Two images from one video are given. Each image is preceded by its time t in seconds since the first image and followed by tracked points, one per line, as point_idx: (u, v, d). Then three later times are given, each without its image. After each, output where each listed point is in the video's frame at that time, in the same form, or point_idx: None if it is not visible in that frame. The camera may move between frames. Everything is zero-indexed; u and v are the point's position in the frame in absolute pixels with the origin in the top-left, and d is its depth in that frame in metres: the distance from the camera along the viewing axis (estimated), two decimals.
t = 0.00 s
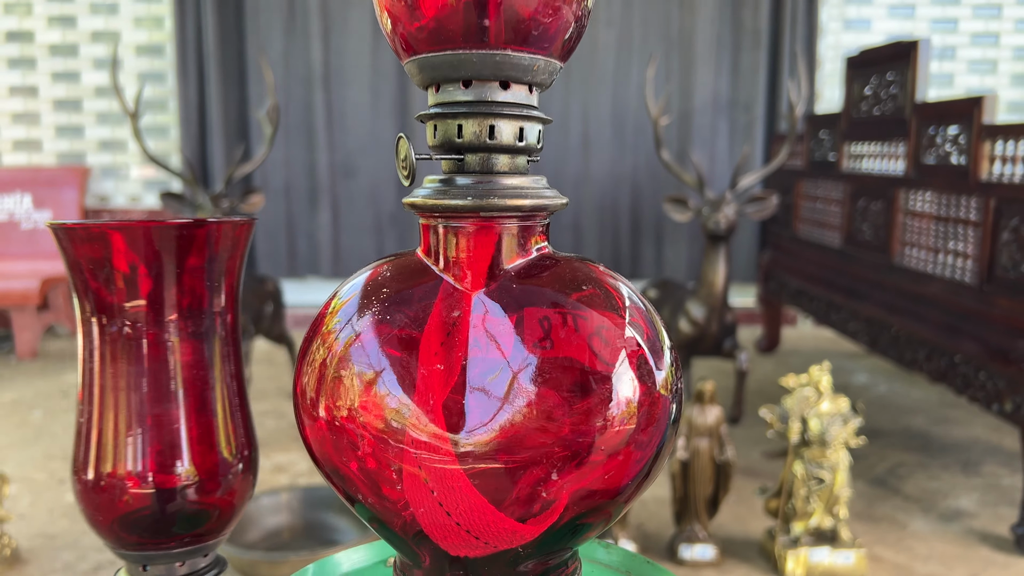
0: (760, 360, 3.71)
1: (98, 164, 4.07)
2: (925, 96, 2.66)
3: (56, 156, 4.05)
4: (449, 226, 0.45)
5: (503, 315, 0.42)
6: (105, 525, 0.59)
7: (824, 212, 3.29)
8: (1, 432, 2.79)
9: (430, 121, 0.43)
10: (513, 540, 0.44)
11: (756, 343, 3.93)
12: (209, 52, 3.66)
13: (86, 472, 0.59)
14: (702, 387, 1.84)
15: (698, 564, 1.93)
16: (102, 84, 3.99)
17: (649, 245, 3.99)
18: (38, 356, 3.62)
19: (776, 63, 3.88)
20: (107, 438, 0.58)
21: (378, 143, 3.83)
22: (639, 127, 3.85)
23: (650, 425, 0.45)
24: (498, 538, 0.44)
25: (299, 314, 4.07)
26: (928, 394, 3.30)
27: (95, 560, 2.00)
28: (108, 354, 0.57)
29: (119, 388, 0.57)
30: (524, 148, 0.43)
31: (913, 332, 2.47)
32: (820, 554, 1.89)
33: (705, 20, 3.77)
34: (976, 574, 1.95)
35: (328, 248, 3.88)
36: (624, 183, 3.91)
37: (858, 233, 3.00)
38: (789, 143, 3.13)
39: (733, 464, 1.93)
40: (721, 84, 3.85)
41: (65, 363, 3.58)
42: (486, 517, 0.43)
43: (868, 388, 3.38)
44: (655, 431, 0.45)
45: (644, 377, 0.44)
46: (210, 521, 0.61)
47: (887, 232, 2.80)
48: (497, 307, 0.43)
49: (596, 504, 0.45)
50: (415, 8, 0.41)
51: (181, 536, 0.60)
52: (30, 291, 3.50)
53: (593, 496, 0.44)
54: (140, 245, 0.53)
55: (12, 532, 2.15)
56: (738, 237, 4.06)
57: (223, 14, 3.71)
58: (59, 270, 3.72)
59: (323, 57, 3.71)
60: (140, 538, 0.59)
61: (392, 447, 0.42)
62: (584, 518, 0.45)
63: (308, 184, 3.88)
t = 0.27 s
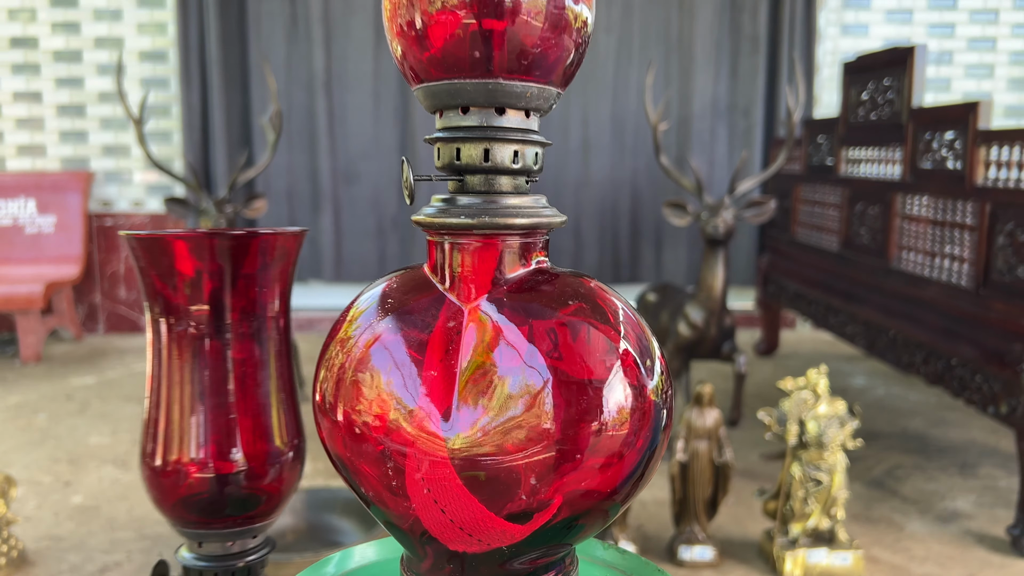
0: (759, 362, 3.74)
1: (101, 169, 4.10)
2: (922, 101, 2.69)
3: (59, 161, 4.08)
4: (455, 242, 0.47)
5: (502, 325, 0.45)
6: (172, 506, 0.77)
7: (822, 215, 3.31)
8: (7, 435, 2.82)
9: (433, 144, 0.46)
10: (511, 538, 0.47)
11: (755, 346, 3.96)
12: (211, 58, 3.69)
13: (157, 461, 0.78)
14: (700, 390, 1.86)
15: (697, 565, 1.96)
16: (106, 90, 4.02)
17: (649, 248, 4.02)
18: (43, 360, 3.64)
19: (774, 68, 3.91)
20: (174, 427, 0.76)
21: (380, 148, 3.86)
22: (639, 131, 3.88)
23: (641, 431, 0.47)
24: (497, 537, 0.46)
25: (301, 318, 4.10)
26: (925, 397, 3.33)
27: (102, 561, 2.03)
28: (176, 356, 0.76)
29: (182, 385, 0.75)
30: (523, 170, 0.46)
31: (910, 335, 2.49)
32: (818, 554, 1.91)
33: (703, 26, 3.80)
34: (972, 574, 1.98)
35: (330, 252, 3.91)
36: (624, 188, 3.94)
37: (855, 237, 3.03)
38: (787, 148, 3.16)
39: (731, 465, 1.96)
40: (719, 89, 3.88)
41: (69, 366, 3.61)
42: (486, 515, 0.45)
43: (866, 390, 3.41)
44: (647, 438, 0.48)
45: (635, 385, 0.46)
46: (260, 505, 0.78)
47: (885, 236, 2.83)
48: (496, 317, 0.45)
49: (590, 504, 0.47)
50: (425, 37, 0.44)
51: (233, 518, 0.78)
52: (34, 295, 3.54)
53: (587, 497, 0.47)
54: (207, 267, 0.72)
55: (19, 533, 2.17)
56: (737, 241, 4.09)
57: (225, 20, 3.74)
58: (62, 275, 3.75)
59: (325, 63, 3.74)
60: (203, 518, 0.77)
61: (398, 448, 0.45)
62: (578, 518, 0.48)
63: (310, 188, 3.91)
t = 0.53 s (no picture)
0: (759, 365, 3.77)
1: (107, 173, 4.13)
2: (919, 107, 2.72)
3: (66, 166, 4.11)
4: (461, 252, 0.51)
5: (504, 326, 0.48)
6: (242, 483, 0.91)
7: (822, 219, 3.34)
8: (15, 437, 2.86)
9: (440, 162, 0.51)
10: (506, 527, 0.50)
11: (755, 348, 3.99)
12: (216, 64, 3.73)
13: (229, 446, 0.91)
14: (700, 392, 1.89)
15: (697, 565, 1.99)
16: (112, 95, 4.05)
17: (650, 252, 4.05)
18: (49, 363, 3.67)
19: (774, 73, 3.94)
20: (249, 411, 0.90)
21: (383, 153, 3.90)
22: (639, 136, 3.92)
23: (628, 432, 0.50)
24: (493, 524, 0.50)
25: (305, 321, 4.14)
26: (924, 399, 3.36)
27: (111, 561, 2.06)
28: (250, 350, 0.90)
29: (256, 373, 0.89)
30: (527, 186, 0.50)
31: (907, 337, 2.53)
32: (816, 554, 1.94)
33: (703, 32, 3.84)
34: (968, 573, 2.01)
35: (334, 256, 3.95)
36: (625, 192, 3.98)
37: (854, 241, 3.06)
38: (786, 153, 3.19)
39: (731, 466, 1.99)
40: (719, 94, 3.92)
41: (76, 369, 3.65)
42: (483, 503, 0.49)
43: (865, 393, 3.44)
44: (633, 438, 0.51)
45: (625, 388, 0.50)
46: (318, 484, 0.92)
47: (883, 240, 2.85)
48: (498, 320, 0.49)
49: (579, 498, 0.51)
50: (435, 64, 0.48)
51: (295, 494, 0.92)
52: (42, 299, 3.59)
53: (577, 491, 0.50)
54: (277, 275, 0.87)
55: (29, 533, 2.21)
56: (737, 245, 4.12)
57: (230, 27, 3.78)
58: (68, 279, 3.79)
59: (329, 69, 3.78)
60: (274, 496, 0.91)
61: (407, 434, 0.48)
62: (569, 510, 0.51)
63: (314, 192, 3.94)
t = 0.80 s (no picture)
0: (759, 368, 3.80)
1: (113, 179, 4.16)
2: (917, 113, 2.75)
3: (72, 171, 4.14)
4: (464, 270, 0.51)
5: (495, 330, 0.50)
6: (312, 473, 0.83)
7: (822, 223, 3.37)
8: (23, 440, 2.89)
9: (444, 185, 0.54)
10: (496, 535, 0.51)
11: (755, 351, 4.03)
12: (221, 70, 3.77)
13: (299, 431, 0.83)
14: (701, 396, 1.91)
15: (698, 566, 2.01)
16: (118, 101, 4.09)
17: (652, 255, 4.08)
18: (56, 367, 3.71)
19: (775, 79, 3.97)
20: (321, 406, 0.82)
21: (387, 158, 3.93)
22: (641, 141, 3.95)
23: (616, 440, 0.50)
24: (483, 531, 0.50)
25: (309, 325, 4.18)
26: (924, 402, 3.38)
27: (120, 563, 2.09)
28: (323, 347, 0.82)
29: (328, 368, 0.81)
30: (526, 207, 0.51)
31: (907, 341, 2.55)
32: (816, 556, 1.97)
33: (704, 37, 3.88)
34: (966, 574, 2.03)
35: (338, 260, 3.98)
36: (626, 196, 4.00)
37: (854, 245, 3.08)
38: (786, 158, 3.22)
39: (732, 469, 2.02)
40: (720, 99, 3.95)
41: (83, 372, 3.69)
42: (473, 510, 0.50)
43: (865, 395, 3.46)
44: (622, 447, 0.51)
45: (611, 398, 0.50)
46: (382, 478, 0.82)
47: (882, 244, 2.88)
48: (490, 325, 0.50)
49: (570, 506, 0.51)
50: (442, 92, 0.51)
51: (357, 485, 0.83)
52: (49, 303, 3.63)
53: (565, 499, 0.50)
54: (351, 275, 0.79)
55: (39, 536, 2.24)
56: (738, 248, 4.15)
57: (235, 34, 3.82)
58: (75, 283, 3.83)
59: (333, 75, 3.81)
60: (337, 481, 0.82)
61: (404, 426, 0.51)
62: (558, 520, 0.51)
63: (318, 197, 3.98)
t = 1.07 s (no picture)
0: (761, 370, 3.82)
1: (118, 183, 4.19)
2: (917, 116, 2.77)
3: (78, 175, 4.17)
4: (458, 279, 0.53)
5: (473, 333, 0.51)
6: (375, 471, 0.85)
7: (822, 226, 3.38)
8: (30, 442, 2.91)
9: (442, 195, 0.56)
10: (478, 539, 0.52)
11: (757, 353, 4.04)
12: (226, 75, 3.79)
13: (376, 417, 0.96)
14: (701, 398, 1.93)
15: (699, 567, 2.03)
16: (123, 106, 4.12)
17: (654, 258, 4.10)
18: (61, 369, 3.73)
19: (776, 82, 3.98)
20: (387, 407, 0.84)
21: (390, 162, 3.96)
22: (643, 144, 3.97)
23: (590, 447, 0.52)
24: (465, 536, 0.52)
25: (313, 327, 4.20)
26: (924, 404, 3.40)
27: (126, 564, 2.11)
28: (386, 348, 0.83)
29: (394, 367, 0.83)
30: (520, 220, 0.52)
31: (907, 343, 2.56)
32: (816, 557, 1.98)
33: (705, 41, 3.90)
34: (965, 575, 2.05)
35: (341, 263, 4.01)
36: (629, 199, 4.02)
37: (854, 248, 3.10)
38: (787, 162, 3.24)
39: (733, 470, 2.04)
40: (721, 103, 3.97)
41: (88, 375, 3.72)
42: (453, 516, 0.51)
43: (866, 397, 3.48)
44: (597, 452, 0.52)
45: (584, 405, 0.51)
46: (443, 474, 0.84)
47: (882, 247, 2.89)
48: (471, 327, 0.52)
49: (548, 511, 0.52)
50: (439, 109, 0.52)
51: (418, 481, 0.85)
52: (54, 306, 3.66)
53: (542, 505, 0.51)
54: (416, 278, 0.80)
55: (46, 537, 2.26)
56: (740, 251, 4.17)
57: (239, 39, 3.85)
58: (80, 286, 3.86)
59: (337, 80, 3.84)
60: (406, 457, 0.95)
61: (394, 420, 0.53)
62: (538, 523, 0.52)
63: (322, 201, 4.01)
